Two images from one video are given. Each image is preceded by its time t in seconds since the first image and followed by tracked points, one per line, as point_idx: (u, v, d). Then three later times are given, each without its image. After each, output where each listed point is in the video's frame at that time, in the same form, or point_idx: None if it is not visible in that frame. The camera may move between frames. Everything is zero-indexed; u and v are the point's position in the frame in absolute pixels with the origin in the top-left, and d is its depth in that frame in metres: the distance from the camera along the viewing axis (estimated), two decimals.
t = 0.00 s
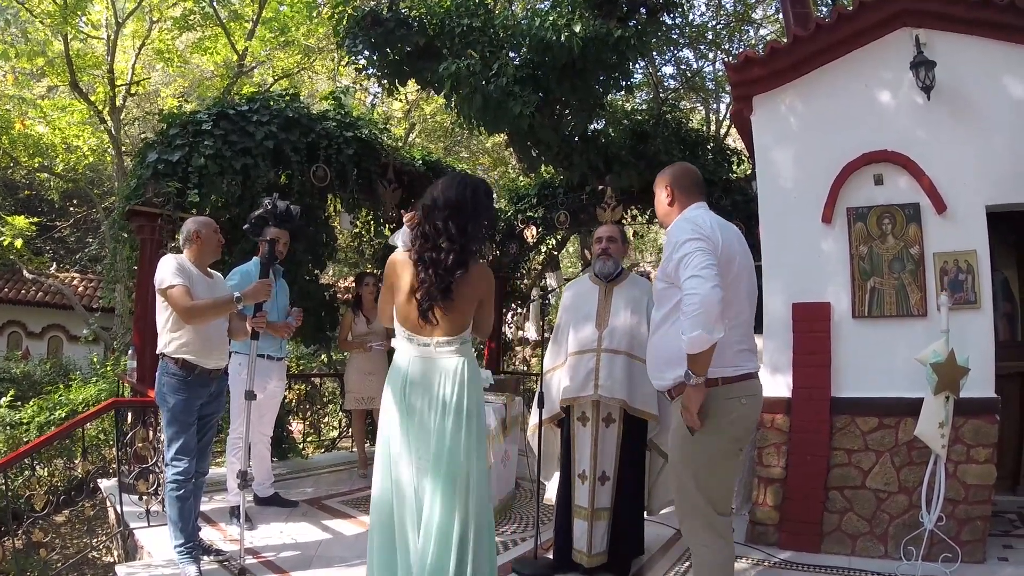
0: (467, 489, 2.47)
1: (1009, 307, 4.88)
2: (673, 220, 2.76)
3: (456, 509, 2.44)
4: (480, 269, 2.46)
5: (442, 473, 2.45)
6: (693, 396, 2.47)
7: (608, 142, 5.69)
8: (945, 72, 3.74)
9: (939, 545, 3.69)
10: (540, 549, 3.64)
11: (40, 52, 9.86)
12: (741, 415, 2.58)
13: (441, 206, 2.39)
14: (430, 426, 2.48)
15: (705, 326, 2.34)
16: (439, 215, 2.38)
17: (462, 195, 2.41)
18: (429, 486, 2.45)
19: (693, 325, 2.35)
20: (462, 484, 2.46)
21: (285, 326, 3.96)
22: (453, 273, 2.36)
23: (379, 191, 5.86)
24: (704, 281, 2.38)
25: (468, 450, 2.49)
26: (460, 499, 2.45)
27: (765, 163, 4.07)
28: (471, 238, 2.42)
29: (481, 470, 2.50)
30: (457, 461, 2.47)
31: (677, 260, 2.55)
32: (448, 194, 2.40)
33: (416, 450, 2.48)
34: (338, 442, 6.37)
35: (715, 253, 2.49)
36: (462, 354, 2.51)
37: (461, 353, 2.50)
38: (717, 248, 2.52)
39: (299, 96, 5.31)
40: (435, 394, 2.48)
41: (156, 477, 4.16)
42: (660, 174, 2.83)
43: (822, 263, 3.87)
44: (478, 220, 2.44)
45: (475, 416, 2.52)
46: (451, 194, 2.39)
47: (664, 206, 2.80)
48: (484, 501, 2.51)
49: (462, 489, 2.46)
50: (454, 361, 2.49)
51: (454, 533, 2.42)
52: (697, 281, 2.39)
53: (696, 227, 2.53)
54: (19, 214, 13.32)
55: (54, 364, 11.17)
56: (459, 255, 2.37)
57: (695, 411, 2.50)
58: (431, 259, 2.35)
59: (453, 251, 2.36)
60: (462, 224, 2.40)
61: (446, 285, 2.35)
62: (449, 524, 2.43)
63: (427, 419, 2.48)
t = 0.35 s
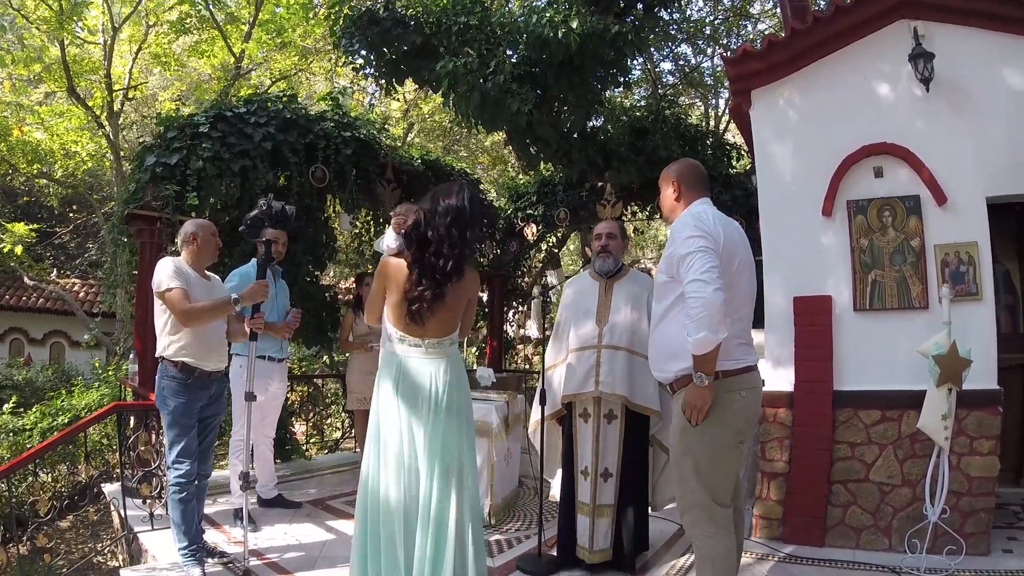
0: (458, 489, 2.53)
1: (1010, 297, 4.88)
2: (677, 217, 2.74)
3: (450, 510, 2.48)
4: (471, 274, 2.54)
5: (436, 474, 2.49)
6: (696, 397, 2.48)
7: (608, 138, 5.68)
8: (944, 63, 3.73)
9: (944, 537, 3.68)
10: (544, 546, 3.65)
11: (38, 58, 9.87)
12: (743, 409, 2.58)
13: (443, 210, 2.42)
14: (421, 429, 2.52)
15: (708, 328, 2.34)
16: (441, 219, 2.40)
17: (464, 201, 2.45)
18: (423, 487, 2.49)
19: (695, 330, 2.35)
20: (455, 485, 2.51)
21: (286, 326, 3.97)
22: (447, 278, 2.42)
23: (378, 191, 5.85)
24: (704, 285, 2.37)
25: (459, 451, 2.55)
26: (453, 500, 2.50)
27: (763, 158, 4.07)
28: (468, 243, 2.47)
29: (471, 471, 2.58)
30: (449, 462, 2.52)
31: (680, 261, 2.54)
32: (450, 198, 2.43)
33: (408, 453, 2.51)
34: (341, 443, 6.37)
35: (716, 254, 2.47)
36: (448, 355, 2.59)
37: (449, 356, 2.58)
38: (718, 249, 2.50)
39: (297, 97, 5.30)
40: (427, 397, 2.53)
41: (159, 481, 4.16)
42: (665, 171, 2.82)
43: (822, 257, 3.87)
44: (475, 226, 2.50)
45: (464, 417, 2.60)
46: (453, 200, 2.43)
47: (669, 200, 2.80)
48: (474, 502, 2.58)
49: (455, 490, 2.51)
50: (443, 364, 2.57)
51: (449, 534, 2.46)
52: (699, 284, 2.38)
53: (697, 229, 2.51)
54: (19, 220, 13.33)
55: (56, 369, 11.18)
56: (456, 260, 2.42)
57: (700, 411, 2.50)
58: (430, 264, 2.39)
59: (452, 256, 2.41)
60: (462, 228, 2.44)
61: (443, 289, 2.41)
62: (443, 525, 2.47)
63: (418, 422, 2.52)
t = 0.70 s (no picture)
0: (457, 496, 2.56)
1: (1008, 293, 4.89)
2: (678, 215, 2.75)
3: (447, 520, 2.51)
4: (463, 273, 2.54)
5: (434, 482, 2.51)
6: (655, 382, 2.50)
7: (605, 137, 5.69)
8: (941, 59, 3.74)
9: (943, 532, 3.70)
10: (544, 544, 3.66)
11: (35, 58, 9.86)
12: (742, 406, 2.59)
13: (429, 211, 2.47)
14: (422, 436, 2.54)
15: (677, 325, 2.37)
16: (428, 220, 2.45)
17: (451, 200, 2.49)
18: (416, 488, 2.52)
19: (663, 324, 2.40)
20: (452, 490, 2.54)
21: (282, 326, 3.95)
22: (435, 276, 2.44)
23: (376, 190, 5.85)
24: (682, 284, 2.41)
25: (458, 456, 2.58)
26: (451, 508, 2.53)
27: (761, 155, 4.08)
28: (457, 243, 2.50)
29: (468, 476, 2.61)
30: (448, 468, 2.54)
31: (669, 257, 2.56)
32: (438, 198, 2.47)
33: (407, 455, 2.54)
34: (340, 443, 6.37)
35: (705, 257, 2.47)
36: (446, 353, 2.59)
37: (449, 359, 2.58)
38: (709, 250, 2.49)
39: (295, 96, 5.30)
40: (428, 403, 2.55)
41: (159, 482, 4.16)
42: (667, 168, 2.84)
43: (820, 254, 3.87)
44: (463, 225, 2.52)
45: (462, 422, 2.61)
46: (439, 199, 2.46)
47: (671, 198, 2.81)
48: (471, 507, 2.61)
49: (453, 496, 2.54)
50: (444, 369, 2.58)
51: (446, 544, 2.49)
52: (680, 281, 2.42)
53: (692, 227, 2.51)
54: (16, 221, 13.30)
55: (55, 371, 11.18)
56: (444, 258, 2.43)
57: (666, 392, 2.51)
58: (417, 261, 2.41)
59: (441, 254, 2.42)
60: (450, 228, 2.48)
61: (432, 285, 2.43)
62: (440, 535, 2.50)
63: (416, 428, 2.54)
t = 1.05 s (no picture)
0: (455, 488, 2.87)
1: (1002, 293, 4.91)
2: (675, 211, 2.76)
3: (447, 509, 2.83)
4: (466, 277, 2.78)
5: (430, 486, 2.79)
6: (635, 373, 2.81)
7: (602, 136, 5.69)
8: (937, 61, 3.74)
9: (938, 530, 3.71)
10: (539, 543, 3.66)
11: (31, 52, 9.82)
12: (738, 406, 2.59)
13: (431, 224, 2.67)
14: (428, 434, 2.80)
15: (634, 334, 2.60)
16: (430, 234, 2.66)
17: (450, 211, 2.70)
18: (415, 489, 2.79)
19: (627, 330, 2.64)
20: (449, 492, 2.83)
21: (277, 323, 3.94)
22: (440, 285, 2.68)
23: (373, 188, 5.84)
24: (641, 295, 2.59)
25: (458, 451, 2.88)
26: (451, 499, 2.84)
27: (757, 154, 4.08)
28: (457, 252, 2.74)
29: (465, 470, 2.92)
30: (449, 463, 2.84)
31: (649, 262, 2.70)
32: (438, 211, 2.68)
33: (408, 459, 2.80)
34: (335, 442, 6.35)
35: (673, 269, 2.55)
36: (448, 352, 2.84)
37: (451, 359, 2.85)
38: (679, 262, 2.56)
39: (291, 94, 5.28)
40: (434, 403, 2.80)
41: (152, 481, 4.14)
42: (667, 166, 2.83)
43: (815, 254, 3.88)
44: (461, 234, 2.74)
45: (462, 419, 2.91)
46: (439, 212, 2.67)
47: (669, 192, 2.81)
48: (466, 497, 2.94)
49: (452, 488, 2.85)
50: (447, 369, 2.84)
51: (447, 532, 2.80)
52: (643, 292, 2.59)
53: (666, 238, 2.61)
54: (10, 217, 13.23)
55: (48, 369, 11.14)
56: (449, 267, 2.67)
57: (645, 381, 2.82)
58: (424, 272, 2.65)
59: (445, 265, 2.66)
60: (451, 239, 2.70)
61: (437, 293, 2.67)
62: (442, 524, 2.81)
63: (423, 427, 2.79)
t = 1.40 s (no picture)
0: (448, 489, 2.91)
1: (993, 301, 4.93)
2: (667, 217, 2.76)
3: (440, 510, 2.86)
4: (460, 277, 2.84)
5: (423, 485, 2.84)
6: (628, 376, 2.79)
7: (598, 138, 5.65)
8: (932, 68, 3.76)
9: (927, 535, 3.72)
10: (529, 544, 3.66)
11: (26, 44, 9.78)
12: (726, 409, 2.60)
13: (424, 228, 2.74)
14: (420, 433, 2.85)
15: (632, 339, 2.57)
16: (423, 237, 2.72)
17: (442, 214, 2.76)
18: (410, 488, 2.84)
19: (624, 336, 2.61)
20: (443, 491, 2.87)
21: (271, 320, 3.93)
22: (434, 286, 2.74)
23: (367, 187, 5.84)
24: (640, 302, 2.57)
25: (450, 452, 2.93)
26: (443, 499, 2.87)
27: (751, 159, 4.09)
28: (451, 253, 2.79)
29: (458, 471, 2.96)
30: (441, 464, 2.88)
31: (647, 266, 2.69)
32: (430, 215, 2.75)
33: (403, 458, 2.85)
34: (326, 440, 6.34)
35: (673, 274, 2.55)
36: (441, 347, 2.90)
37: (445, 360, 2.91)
38: (677, 268, 2.55)
39: (287, 91, 5.27)
40: (427, 401, 2.86)
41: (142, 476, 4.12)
42: (658, 170, 2.83)
43: (808, 259, 3.89)
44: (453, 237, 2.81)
45: (455, 420, 2.96)
46: (431, 216, 2.74)
47: (661, 198, 2.82)
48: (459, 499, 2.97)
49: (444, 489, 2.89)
50: (440, 369, 2.90)
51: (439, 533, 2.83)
52: (643, 297, 2.57)
53: (662, 245, 2.59)
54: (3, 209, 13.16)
55: (38, 362, 11.07)
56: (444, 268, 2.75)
57: (638, 385, 2.81)
58: (419, 273, 2.72)
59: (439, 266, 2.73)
60: (444, 241, 2.77)
61: (430, 295, 2.75)
62: (435, 522, 2.85)
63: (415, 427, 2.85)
